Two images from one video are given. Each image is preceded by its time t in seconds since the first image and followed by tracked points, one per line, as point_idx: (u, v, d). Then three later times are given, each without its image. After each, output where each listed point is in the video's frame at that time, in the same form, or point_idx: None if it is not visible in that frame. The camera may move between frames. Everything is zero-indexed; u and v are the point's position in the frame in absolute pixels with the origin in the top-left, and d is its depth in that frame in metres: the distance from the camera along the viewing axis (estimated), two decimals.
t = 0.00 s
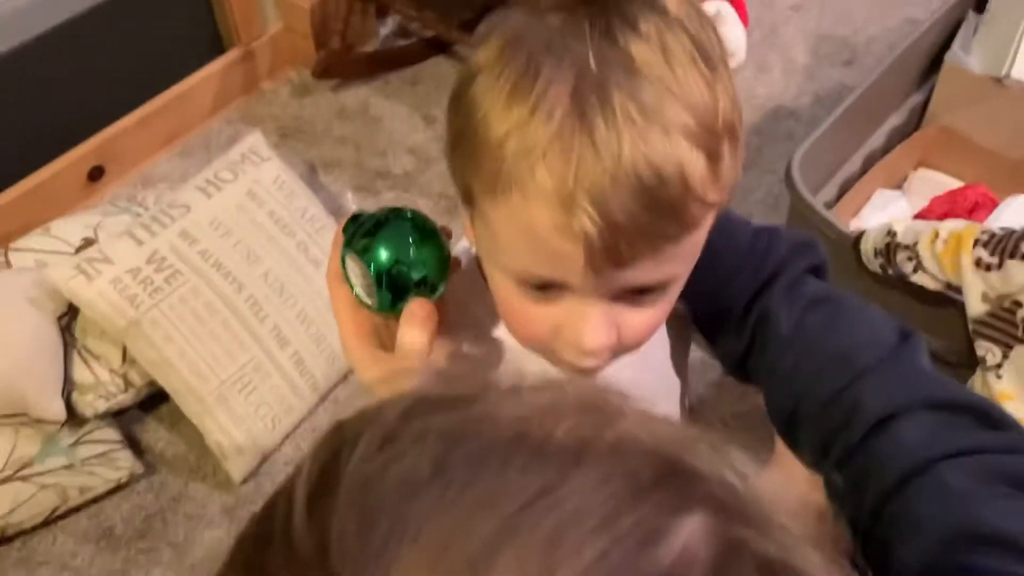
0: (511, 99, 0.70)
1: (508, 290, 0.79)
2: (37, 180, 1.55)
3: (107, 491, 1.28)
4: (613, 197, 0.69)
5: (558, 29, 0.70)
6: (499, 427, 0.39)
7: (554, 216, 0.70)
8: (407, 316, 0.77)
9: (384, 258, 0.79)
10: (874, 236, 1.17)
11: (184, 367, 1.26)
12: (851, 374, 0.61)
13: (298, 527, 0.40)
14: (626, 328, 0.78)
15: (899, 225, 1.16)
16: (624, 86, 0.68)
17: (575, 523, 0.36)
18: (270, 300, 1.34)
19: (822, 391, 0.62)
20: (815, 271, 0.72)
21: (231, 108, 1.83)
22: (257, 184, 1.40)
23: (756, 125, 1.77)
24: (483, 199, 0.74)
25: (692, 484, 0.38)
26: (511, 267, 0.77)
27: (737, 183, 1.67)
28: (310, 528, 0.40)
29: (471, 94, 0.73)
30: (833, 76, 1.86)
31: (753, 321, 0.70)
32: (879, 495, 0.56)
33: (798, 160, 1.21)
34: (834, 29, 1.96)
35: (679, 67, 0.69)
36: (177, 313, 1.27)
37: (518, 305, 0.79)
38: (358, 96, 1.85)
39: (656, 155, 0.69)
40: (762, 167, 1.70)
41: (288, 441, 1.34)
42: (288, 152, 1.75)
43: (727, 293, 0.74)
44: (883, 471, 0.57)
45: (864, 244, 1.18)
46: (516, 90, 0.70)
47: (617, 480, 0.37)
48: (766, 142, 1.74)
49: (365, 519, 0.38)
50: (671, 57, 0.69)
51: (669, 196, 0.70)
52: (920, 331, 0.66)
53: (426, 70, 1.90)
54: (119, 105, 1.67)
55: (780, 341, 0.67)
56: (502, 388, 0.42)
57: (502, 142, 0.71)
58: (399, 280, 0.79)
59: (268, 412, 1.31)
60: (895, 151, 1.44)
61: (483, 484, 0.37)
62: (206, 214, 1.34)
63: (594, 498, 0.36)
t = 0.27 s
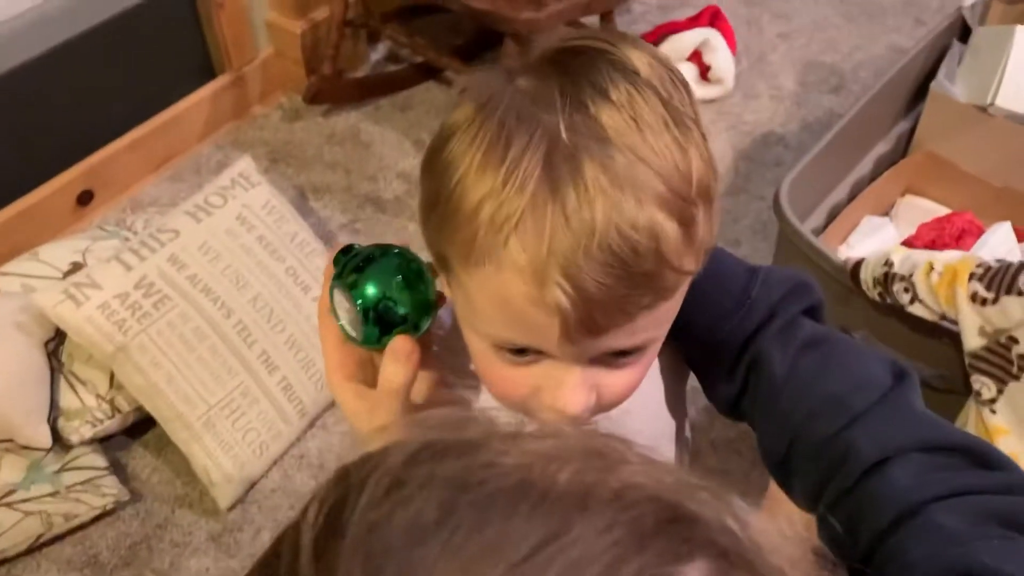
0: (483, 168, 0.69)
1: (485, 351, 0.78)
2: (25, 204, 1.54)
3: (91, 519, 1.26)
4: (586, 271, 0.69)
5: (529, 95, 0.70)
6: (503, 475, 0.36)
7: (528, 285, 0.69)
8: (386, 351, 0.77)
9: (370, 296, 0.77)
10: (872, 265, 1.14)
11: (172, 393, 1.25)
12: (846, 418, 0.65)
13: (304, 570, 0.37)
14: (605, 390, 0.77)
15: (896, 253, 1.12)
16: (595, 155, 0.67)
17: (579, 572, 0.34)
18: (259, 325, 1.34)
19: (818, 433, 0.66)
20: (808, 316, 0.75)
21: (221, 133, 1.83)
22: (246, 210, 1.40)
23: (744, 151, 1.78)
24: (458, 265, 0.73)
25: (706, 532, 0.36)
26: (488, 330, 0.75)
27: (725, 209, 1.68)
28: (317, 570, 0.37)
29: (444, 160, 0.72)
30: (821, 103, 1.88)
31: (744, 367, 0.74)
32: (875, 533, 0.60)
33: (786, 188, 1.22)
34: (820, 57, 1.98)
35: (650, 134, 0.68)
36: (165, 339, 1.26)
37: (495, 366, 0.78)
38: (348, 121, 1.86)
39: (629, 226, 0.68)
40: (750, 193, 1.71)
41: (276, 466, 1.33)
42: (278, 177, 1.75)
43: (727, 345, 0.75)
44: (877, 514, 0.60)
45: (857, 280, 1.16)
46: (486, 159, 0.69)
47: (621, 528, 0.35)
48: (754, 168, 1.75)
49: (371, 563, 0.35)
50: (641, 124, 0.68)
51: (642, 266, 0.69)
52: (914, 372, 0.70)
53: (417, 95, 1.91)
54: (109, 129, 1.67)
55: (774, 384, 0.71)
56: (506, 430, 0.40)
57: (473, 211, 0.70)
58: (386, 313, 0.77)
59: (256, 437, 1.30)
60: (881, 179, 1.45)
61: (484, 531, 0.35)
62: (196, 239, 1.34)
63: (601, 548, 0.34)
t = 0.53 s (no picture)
0: (501, 176, 0.70)
1: (493, 358, 0.79)
2: (27, 205, 1.55)
3: (90, 519, 1.27)
4: (602, 280, 0.69)
5: (546, 106, 0.71)
6: (520, 454, 0.38)
7: (542, 292, 0.70)
8: (377, 358, 0.75)
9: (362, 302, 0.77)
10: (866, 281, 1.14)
11: (171, 395, 1.26)
12: (841, 427, 0.66)
13: (328, 548, 0.37)
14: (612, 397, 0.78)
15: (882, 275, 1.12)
16: (610, 165, 0.68)
17: (589, 548, 0.35)
18: (259, 328, 1.34)
19: (812, 442, 0.66)
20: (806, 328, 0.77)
21: (222, 136, 1.84)
22: (247, 213, 1.40)
23: (743, 158, 1.79)
24: (470, 271, 0.74)
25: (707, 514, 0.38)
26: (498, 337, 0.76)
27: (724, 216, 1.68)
28: (340, 547, 0.37)
29: (460, 168, 0.73)
30: (819, 110, 1.88)
31: (743, 372, 0.76)
32: (868, 538, 0.61)
33: (784, 194, 1.22)
34: (819, 64, 1.99)
35: (665, 146, 0.69)
36: (164, 341, 1.27)
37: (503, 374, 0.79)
38: (349, 125, 1.87)
39: (643, 235, 0.68)
40: (749, 200, 1.71)
41: (274, 468, 1.34)
42: (278, 181, 1.76)
43: (723, 347, 0.78)
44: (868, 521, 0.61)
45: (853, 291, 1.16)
46: (504, 167, 0.70)
47: (630, 509, 0.36)
48: (753, 175, 1.76)
49: (392, 538, 0.36)
50: (656, 136, 0.69)
51: (654, 276, 0.70)
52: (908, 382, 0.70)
53: (417, 100, 1.92)
54: (111, 132, 1.68)
55: (773, 391, 0.72)
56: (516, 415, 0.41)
57: (489, 219, 0.70)
58: (378, 322, 0.77)
59: (255, 439, 1.30)
60: (878, 187, 1.46)
61: (501, 509, 0.36)
62: (197, 242, 1.34)
63: (610, 527, 0.36)
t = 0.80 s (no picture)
0: (507, 182, 0.71)
1: (499, 363, 0.80)
2: (41, 208, 1.56)
3: (102, 521, 1.27)
4: (605, 286, 0.70)
5: (553, 112, 0.72)
6: (536, 435, 0.41)
7: (546, 298, 0.71)
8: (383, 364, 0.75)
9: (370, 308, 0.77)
10: (870, 300, 1.13)
11: (183, 397, 1.27)
12: (849, 432, 0.69)
13: (354, 518, 0.40)
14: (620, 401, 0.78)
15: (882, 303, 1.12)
16: (615, 173, 0.69)
17: (604, 522, 0.38)
18: (271, 331, 1.35)
19: (821, 445, 0.70)
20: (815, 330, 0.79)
21: (233, 140, 1.85)
22: (259, 216, 1.41)
23: (753, 162, 1.79)
24: (477, 276, 0.75)
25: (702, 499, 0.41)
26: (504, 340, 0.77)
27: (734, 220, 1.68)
28: (364, 518, 0.39)
29: (468, 173, 0.74)
30: (829, 115, 1.89)
31: (752, 377, 0.78)
32: (875, 539, 0.64)
33: (795, 199, 1.22)
34: (829, 69, 1.99)
35: (670, 154, 0.70)
36: (176, 344, 1.27)
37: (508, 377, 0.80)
38: (360, 130, 1.88)
39: (647, 243, 0.69)
40: (759, 204, 1.71)
41: (285, 471, 1.34)
42: (289, 185, 1.77)
43: (732, 351, 0.80)
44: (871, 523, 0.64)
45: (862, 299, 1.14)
46: (510, 173, 0.71)
47: (644, 486, 0.39)
48: (763, 180, 1.76)
49: (414, 512, 0.39)
50: (661, 144, 0.70)
51: (658, 284, 0.71)
52: (916, 385, 0.73)
53: (427, 105, 1.93)
54: (124, 136, 1.69)
55: (782, 396, 0.75)
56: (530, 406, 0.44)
57: (495, 224, 0.72)
58: (385, 326, 0.77)
59: (266, 441, 1.31)
60: (888, 192, 1.46)
61: (515, 490, 0.38)
62: (208, 246, 1.35)
63: (622, 504, 0.38)
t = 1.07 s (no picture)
0: (513, 185, 0.71)
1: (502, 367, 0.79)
2: (58, 206, 1.57)
3: (115, 518, 1.28)
4: (608, 294, 0.70)
5: (562, 115, 0.71)
6: (572, 433, 0.41)
7: (548, 305, 0.71)
8: (401, 366, 0.74)
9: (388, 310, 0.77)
10: (895, 337, 1.11)
11: (196, 396, 1.27)
12: (865, 438, 0.71)
13: (386, 515, 0.41)
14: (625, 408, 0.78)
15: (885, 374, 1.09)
16: (622, 179, 0.69)
17: (642, 522, 0.38)
18: (284, 330, 1.35)
19: (838, 450, 0.72)
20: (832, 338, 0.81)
21: (249, 140, 1.86)
22: (274, 216, 1.41)
23: (769, 164, 1.78)
24: (482, 279, 0.75)
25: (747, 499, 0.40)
26: (508, 344, 0.77)
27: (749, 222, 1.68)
28: (397, 515, 0.41)
29: (477, 174, 0.74)
30: (846, 117, 1.87)
31: (768, 383, 0.80)
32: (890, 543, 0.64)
33: (812, 201, 1.21)
34: (846, 71, 1.98)
35: (678, 161, 0.69)
36: (190, 342, 1.28)
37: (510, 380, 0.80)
38: (374, 130, 1.88)
39: (652, 251, 0.69)
40: (774, 207, 1.70)
41: (297, 470, 1.35)
42: (304, 185, 1.77)
43: (749, 349, 0.81)
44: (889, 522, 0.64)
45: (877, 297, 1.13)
46: (517, 178, 0.71)
47: (683, 487, 0.39)
48: (778, 182, 1.75)
49: (449, 509, 0.39)
50: (671, 151, 0.69)
51: (662, 292, 0.71)
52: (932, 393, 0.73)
53: (442, 106, 1.93)
54: (140, 134, 1.69)
55: (797, 401, 0.76)
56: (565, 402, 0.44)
57: (500, 228, 0.71)
58: (403, 328, 0.77)
59: (278, 440, 1.31)
60: (906, 194, 1.45)
61: (552, 488, 0.38)
62: (223, 245, 1.35)
63: (661, 502, 0.38)
